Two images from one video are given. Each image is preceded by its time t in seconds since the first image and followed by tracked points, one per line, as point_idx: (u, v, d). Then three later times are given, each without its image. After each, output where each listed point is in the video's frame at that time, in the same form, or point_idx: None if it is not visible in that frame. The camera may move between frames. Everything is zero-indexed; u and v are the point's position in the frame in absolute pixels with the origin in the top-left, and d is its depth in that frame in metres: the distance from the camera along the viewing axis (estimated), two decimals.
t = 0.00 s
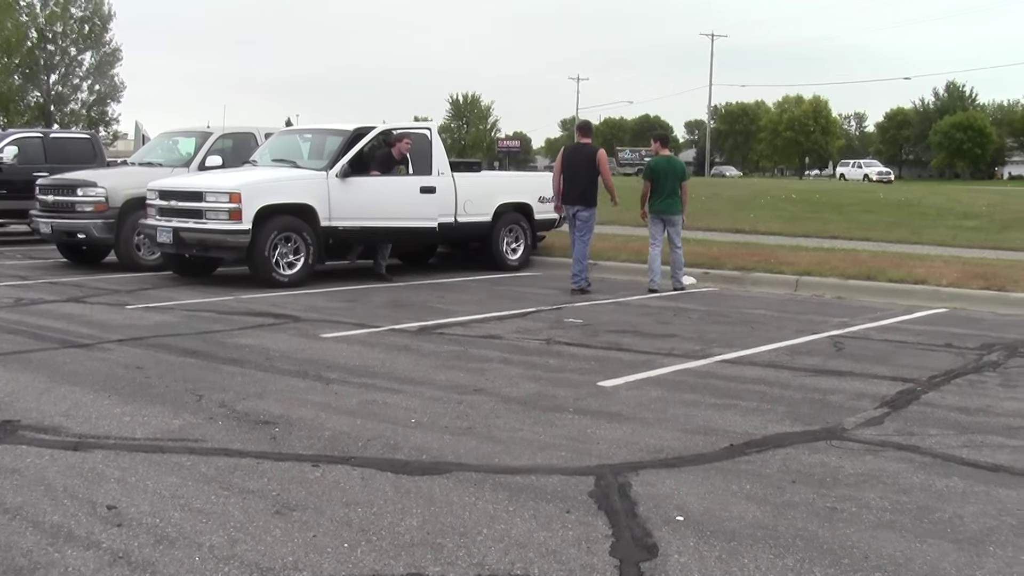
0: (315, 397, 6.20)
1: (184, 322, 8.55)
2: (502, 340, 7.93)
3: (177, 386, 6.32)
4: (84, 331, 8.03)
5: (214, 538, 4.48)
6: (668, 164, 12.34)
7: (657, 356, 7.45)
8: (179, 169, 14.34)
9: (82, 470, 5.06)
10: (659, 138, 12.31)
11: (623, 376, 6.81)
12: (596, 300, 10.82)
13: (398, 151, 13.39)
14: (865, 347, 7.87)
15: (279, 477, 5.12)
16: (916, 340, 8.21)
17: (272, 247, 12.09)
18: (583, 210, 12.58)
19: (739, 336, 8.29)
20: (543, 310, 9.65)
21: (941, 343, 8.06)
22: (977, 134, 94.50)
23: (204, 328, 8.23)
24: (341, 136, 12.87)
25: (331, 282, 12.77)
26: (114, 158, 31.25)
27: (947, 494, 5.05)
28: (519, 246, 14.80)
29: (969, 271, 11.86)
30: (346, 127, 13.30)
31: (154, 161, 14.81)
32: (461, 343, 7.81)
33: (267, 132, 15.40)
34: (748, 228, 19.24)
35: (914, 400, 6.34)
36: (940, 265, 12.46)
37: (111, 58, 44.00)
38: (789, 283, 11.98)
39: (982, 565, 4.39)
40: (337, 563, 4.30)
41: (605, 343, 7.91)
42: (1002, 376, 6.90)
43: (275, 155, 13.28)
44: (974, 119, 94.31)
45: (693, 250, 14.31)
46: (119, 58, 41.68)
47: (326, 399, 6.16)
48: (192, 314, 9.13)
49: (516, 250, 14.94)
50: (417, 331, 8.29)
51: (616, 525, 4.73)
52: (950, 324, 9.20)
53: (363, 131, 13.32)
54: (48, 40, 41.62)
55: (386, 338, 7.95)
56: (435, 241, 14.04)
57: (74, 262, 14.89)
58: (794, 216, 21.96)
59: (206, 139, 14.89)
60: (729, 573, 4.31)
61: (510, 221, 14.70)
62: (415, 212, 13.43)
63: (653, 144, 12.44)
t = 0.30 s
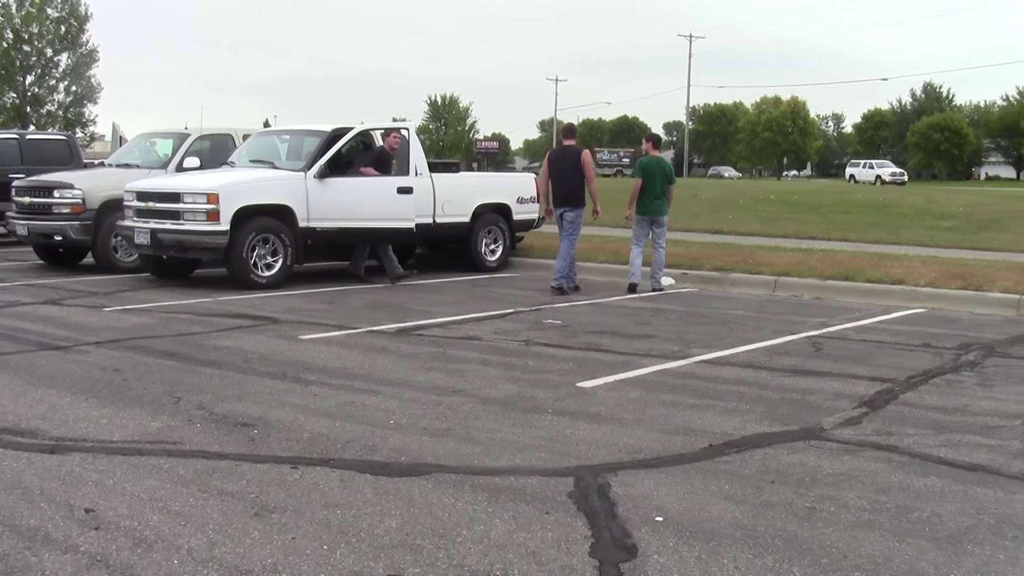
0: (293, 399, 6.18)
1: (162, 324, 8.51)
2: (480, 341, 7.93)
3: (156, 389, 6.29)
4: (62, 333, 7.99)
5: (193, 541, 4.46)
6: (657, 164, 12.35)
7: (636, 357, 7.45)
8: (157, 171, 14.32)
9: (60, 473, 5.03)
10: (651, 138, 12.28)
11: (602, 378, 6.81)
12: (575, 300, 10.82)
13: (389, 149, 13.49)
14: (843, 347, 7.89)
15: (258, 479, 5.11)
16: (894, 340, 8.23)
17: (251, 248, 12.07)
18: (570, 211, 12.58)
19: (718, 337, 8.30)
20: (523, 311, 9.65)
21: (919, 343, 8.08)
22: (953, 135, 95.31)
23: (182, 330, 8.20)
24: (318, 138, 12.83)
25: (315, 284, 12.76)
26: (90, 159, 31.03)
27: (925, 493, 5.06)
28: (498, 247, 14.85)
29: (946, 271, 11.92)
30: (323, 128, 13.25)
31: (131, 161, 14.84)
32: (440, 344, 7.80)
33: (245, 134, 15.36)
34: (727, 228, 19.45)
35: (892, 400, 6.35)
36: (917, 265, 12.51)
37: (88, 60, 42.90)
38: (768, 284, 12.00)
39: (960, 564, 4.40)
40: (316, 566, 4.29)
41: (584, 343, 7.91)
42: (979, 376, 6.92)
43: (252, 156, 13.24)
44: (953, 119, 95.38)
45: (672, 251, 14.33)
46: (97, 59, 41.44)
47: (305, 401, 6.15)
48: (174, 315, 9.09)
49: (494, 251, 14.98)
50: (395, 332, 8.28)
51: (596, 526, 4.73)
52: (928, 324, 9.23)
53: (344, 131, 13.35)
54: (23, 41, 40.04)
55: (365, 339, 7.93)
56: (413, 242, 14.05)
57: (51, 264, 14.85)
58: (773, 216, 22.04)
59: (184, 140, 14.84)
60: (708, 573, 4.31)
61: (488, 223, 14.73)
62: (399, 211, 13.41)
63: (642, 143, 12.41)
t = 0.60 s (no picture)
0: (273, 400, 6.17)
1: (143, 325, 8.49)
2: (460, 342, 7.93)
3: (135, 390, 6.28)
4: (41, 335, 7.96)
5: (173, 542, 4.45)
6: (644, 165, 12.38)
7: (617, 357, 7.45)
8: (136, 171, 14.31)
9: (39, 475, 5.02)
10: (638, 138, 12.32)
11: (582, 378, 6.80)
12: (556, 300, 10.83)
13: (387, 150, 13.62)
14: (823, 347, 7.90)
15: (239, 480, 5.09)
16: (873, 340, 8.25)
17: (230, 249, 12.05)
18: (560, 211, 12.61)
19: (700, 337, 8.31)
20: (506, 312, 9.65)
21: (898, 343, 8.10)
22: (933, 136, 97.45)
23: (162, 332, 8.18)
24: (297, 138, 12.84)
25: (300, 284, 12.75)
26: (70, 159, 30.82)
27: (906, 493, 5.07)
28: (477, 247, 14.90)
29: (926, 270, 11.96)
30: (303, 129, 13.26)
31: (110, 162, 14.80)
32: (420, 345, 7.79)
33: (224, 134, 15.35)
34: (706, 228, 19.49)
35: (872, 400, 6.36)
36: (897, 265, 12.56)
37: (67, 59, 42.93)
38: (748, 284, 12.04)
39: (940, 563, 4.42)
40: (295, 566, 4.28)
41: (565, 344, 7.91)
42: (958, 376, 6.94)
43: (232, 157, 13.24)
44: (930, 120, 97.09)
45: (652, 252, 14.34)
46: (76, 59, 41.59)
47: (286, 402, 6.14)
48: (157, 316, 9.07)
49: (475, 251, 15.02)
50: (376, 333, 8.28)
51: (576, 526, 4.73)
52: (907, 324, 9.25)
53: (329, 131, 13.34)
54: (2, 40, 40.34)
55: (344, 340, 7.92)
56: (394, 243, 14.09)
57: (31, 265, 14.83)
58: (755, 216, 22.10)
59: (164, 141, 14.86)
60: (689, 574, 4.31)
61: (469, 222, 14.79)
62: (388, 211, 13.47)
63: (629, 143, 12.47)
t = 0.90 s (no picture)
0: (256, 401, 6.15)
1: (125, 326, 8.47)
2: (442, 342, 7.92)
3: (117, 391, 6.26)
4: (22, 335, 7.94)
5: (155, 544, 4.44)
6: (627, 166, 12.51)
7: (600, 357, 7.45)
8: (119, 171, 14.29)
9: (20, 476, 5.00)
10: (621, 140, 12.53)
11: (565, 378, 6.80)
12: (539, 300, 10.84)
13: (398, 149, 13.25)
14: (805, 347, 7.91)
15: (222, 481, 5.08)
16: (856, 340, 8.26)
17: (213, 249, 12.02)
18: (553, 212, 12.66)
19: (683, 337, 8.31)
20: (489, 312, 9.65)
21: (880, 343, 8.11)
22: (915, 135, 99.45)
23: (145, 332, 8.16)
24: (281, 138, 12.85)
25: (286, 284, 12.74)
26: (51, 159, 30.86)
27: (889, 492, 5.08)
28: (461, 247, 14.83)
29: (908, 270, 11.97)
30: (287, 130, 13.27)
31: (92, 162, 14.78)
32: (402, 345, 7.78)
33: (207, 134, 15.33)
34: (689, 228, 19.52)
35: (854, 400, 6.37)
36: (879, 265, 12.58)
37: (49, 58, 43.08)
38: (731, 284, 12.05)
39: (923, 562, 4.42)
40: (278, 567, 4.27)
41: (548, 344, 7.91)
42: (940, 376, 6.95)
43: (215, 157, 13.22)
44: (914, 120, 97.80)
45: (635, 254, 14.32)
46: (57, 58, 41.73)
47: (268, 403, 6.13)
48: (142, 316, 9.04)
49: (458, 252, 14.98)
50: (358, 333, 8.27)
51: (559, 527, 4.73)
52: (888, 323, 9.27)
53: (311, 130, 13.32)
54: None
55: (327, 340, 7.91)
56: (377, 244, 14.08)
57: (14, 266, 14.81)
58: (738, 216, 22.15)
59: (146, 141, 14.85)
60: (672, 574, 4.31)
61: (452, 223, 14.76)
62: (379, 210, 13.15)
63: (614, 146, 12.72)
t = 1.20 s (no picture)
0: (240, 401, 6.14)
1: (109, 327, 8.44)
2: (427, 342, 7.91)
3: (102, 391, 6.25)
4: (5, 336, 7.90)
5: (140, 545, 4.42)
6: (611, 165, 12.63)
7: (585, 357, 7.45)
8: (102, 172, 14.25)
9: (2, 478, 4.98)
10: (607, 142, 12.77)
11: (550, 378, 6.80)
12: (525, 299, 10.85)
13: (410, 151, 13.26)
14: (790, 347, 7.91)
15: (207, 481, 5.07)
16: (840, 340, 8.27)
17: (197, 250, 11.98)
18: (557, 213, 12.77)
19: (668, 337, 8.32)
20: (474, 312, 9.64)
21: (865, 343, 8.13)
22: (899, 137, 98.98)
23: (129, 333, 8.14)
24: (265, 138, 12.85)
25: (275, 285, 12.72)
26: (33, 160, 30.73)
27: (873, 492, 5.09)
28: (445, 248, 14.87)
29: (892, 270, 11.99)
30: (272, 130, 13.26)
31: (76, 162, 14.73)
32: (387, 346, 7.78)
33: (191, 135, 15.29)
34: (673, 228, 19.53)
35: (839, 399, 6.37)
36: (864, 265, 12.59)
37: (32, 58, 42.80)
38: (715, 284, 12.05)
39: (907, 562, 4.43)
40: (263, 568, 4.26)
41: (533, 344, 7.91)
42: (924, 375, 6.95)
43: (199, 157, 13.20)
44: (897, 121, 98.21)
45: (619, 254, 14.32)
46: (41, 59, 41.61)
47: (253, 403, 6.12)
48: (127, 317, 9.01)
49: (442, 252, 14.93)
50: (343, 334, 8.25)
51: (544, 527, 4.72)
52: (872, 323, 9.28)
53: (296, 131, 13.30)
54: None
55: (311, 341, 7.90)
56: (362, 245, 14.09)
57: None
58: (723, 216, 22.19)
59: (130, 141, 14.83)
60: (657, 573, 4.31)
61: (437, 223, 14.73)
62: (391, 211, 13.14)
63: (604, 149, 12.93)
